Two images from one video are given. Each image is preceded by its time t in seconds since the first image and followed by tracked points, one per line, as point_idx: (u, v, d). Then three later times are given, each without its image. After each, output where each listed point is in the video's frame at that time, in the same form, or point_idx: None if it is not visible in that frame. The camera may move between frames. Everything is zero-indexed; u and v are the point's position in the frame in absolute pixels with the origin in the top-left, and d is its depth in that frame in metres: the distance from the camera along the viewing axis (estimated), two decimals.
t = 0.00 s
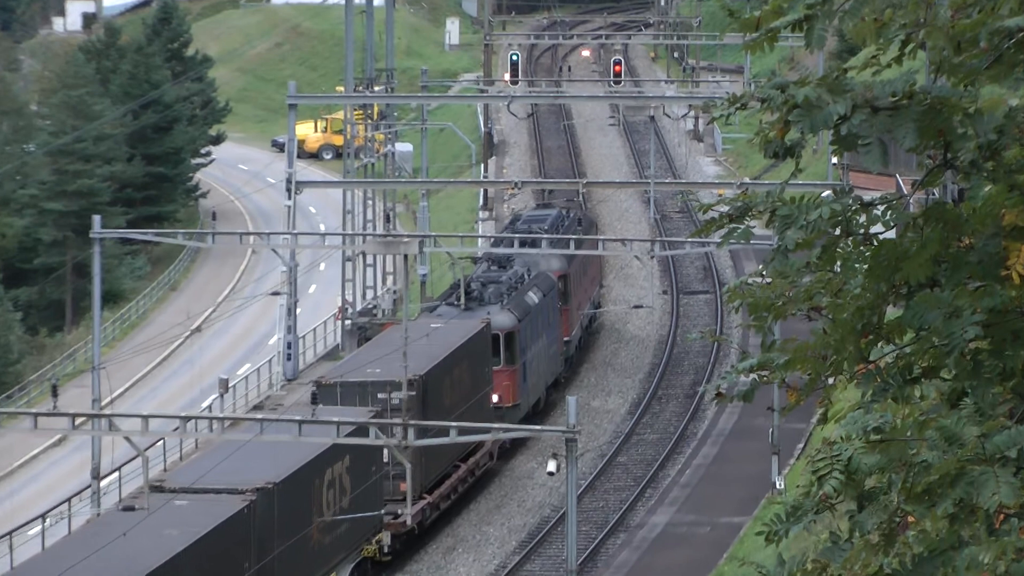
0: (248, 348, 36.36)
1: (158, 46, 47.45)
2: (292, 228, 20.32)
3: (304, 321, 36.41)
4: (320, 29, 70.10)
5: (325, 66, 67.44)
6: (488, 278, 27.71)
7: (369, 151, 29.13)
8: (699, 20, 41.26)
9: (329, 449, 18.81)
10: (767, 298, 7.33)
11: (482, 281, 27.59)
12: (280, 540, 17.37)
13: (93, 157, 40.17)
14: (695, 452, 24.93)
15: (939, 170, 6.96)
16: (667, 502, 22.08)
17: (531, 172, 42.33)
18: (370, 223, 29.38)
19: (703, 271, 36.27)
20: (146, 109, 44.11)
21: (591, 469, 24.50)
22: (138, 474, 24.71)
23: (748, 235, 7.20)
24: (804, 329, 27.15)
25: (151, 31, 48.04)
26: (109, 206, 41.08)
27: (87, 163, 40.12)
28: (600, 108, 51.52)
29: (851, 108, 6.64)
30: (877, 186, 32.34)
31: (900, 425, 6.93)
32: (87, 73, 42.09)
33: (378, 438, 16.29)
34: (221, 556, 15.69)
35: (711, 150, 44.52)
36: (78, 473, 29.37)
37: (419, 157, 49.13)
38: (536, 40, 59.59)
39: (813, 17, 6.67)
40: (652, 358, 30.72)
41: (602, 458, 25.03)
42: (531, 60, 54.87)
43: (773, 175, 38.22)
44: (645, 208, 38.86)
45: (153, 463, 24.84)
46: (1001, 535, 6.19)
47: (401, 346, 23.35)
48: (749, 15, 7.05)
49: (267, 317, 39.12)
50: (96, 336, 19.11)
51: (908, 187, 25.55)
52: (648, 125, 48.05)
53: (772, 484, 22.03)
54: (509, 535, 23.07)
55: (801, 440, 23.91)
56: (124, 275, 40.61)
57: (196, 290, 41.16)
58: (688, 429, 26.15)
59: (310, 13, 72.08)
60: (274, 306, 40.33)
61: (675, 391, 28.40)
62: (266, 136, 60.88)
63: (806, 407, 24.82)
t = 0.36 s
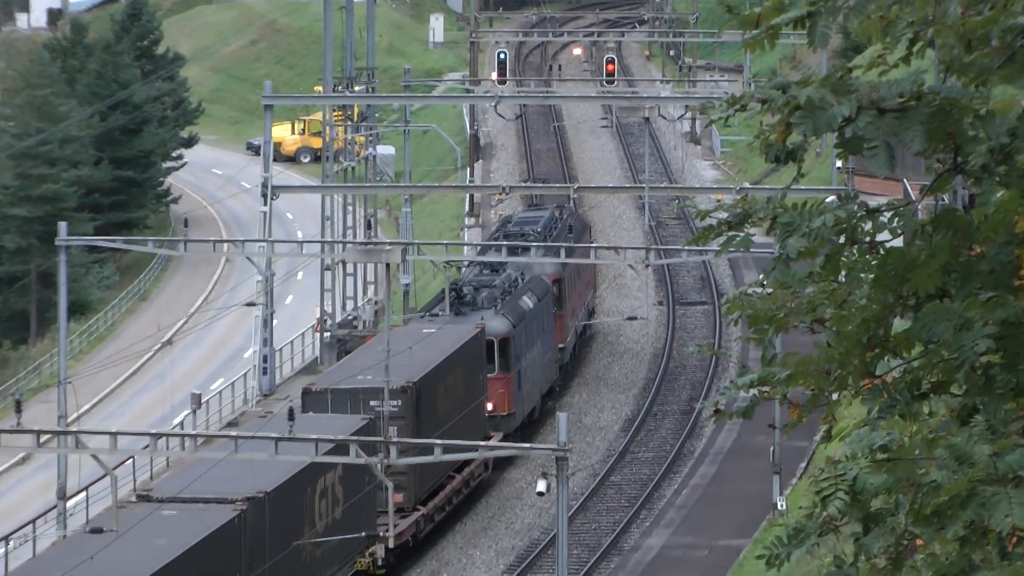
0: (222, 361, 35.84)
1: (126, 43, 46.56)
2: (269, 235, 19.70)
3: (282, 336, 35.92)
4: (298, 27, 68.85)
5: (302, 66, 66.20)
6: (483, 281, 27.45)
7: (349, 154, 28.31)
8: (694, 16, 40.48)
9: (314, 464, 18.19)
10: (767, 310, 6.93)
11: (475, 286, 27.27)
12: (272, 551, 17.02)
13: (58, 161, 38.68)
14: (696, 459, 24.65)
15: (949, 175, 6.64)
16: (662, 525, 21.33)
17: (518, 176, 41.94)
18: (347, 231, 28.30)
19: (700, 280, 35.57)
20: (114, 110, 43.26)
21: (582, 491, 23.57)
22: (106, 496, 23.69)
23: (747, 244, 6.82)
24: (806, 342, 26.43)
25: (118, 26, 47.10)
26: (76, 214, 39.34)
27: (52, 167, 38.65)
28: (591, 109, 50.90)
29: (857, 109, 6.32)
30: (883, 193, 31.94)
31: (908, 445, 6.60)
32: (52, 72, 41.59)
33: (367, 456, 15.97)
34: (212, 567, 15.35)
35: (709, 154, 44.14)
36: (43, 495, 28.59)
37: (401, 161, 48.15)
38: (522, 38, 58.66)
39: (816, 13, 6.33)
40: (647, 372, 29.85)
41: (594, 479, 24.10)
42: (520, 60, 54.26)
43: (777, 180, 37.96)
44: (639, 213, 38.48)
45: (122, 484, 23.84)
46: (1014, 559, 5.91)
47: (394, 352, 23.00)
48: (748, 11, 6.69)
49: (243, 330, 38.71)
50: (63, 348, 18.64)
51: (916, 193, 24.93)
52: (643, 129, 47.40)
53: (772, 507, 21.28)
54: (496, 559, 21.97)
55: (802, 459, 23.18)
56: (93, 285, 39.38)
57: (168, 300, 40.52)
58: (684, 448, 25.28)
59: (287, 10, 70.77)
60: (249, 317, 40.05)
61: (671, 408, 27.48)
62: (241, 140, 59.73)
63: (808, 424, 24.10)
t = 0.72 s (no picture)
0: (196, 374, 35.37)
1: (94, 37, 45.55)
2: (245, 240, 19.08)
3: (257, 347, 35.32)
4: (273, 21, 67.48)
5: (281, 60, 64.33)
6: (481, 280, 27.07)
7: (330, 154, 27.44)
8: (692, 10, 39.82)
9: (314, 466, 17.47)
10: (771, 318, 6.60)
11: (470, 287, 26.93)
12: (266, 561, 16.68)
13: (24, 160, 37.84)
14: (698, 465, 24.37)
15: (962, 176, 6.31)
16: (660, 546, 20.87)
17: (507, 177, 41.41)
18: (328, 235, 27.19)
19: (701, 286, 34.59)
20: (82, 107, 41.99)
21: (575, 509, 22.84)
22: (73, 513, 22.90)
23: (749, 250, 6.45)
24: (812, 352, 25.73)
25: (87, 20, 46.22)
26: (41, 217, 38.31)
27: (17, 167, 37.77)
28: (584, 108, 50.30)
29: (865, 107, 5.99)
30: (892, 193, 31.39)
31: (919, 460, 6.24)
32: (16, 67, 40.88)
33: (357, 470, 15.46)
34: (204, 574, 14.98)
35: (709, 154, 43.79)
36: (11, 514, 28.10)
37: (385, 161, 47.38)
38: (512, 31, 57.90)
39: (822, 6, 6.03)
40: (644, 385, 28.96)
41: (588, 497, 23.35)
42: (512, 54, 53.64)
43: (779, 181, 37.69)
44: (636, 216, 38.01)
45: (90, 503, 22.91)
46: None
47: (389, 355, 22.65)
48: (752, 4, 6.34)
49: (218, 340, 38.26)
50: (29, 359, 18.15)
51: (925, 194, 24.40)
52: (641, 127, 46.78)
53: (775, 527, 20.85)
54: None
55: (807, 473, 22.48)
56: (60, 292, 38.64)
57: (139, 308, 39.95)
58: (682, 465, 24.51)
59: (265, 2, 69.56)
60: (225, 325, 39.44)
61: (668, 422, 26.65)
62: (216, 140, 58.87)
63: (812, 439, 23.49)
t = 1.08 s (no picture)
0: (162, 385, 33.23)
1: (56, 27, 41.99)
2: (215, 243, 18.56)
3: (228, 356, 33.71)
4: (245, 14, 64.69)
5: (253, 55, 62.02)
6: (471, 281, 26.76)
7: (305, 153, 26.46)
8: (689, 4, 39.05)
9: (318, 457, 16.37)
10: (769, 326, 6.28)
11: (460, 286, 26.63)
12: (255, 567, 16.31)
13: None
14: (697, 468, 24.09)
15: (971, 177, 6.00)
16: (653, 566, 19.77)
17: (491, 177, 40.67)
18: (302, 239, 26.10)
19: (694, 292, 33.57)
20: (42, 104, 38.32)
21: (563, 529, 21.91)
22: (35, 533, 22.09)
23: (746, 253, 6.11)
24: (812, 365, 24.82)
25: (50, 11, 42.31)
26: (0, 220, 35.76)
27: None
28: (572, 104, 49.61)
29: (868, 104, 5.68)
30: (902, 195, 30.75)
31: (926, 477, 5.94)
32: None
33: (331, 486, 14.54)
34: None
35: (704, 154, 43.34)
36: None
37: (364, 162, 46.36)
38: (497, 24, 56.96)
39: None
40: (634, 397, 27.97)
41: (578, 514, 22.41)
42: (496, 47, 52.96)
43: (779, 182, 37.59)
44: (628, 219, 37.45)
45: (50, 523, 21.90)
46: None
47: (379, 357, 22.31)
48: None
49: (186, 350, 36.10)
50: None
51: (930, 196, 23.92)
52: (631, 126, 46.12)
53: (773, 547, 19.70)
54: None
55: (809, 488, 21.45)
56: (19, 298, 36.13)
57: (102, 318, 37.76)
58: (676, 481, 23.55)
59: None
60: (193, 334, 37.41)
61: (661, 436, 25.68)
62: (186, 140, 55.72)
63: (815, 453, 22.39)
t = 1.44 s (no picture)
0: (136, 400, 31.86)
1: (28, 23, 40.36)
2: (191, 248, 18.25)
3: (206, 369, 32.33)
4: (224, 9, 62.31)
5: (233, 52, 59.23)
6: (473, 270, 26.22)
7: (286, 155, 25.88)
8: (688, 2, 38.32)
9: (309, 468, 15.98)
10: (776, 336, 5.96)
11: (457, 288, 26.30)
12: None
13: None
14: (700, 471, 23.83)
15: (989, 180, 5.73)
16: None
17: (484, 181, 39.90)
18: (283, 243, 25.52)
19: (697, 302, 32.41)
20: (10, 103, 36.94)
21: (558, 551, 20.63)
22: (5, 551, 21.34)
23: (751, 260, 5.79)
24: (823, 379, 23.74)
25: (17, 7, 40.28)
26: None
27: None
28: (571, 104, 48.95)
29: (881, 104, 5.39)
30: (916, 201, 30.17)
31: (942, 495, 5.62)
32: None
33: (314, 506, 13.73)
34: None
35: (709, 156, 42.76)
36: None
37: (349, 162, 45.10)
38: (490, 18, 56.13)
39: None
40: (634, 413, 26.79)
41: (573, 536, 21.13)
42: (489, 44, 52.24)
43: (788, 186, 37.09)
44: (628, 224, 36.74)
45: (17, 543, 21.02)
46: None
47: (378, 363, 22.03)
48: None
49: (161, 362, 34.62)
50: None
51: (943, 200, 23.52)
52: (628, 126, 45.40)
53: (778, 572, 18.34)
54: None
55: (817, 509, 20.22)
56: None
57: (76, 326, 36.34)
58: (677, 501, 22.27)
59: None
60: (168, 345, 35.80)
61: (662, 454, 24.45)
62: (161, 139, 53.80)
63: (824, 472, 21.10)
